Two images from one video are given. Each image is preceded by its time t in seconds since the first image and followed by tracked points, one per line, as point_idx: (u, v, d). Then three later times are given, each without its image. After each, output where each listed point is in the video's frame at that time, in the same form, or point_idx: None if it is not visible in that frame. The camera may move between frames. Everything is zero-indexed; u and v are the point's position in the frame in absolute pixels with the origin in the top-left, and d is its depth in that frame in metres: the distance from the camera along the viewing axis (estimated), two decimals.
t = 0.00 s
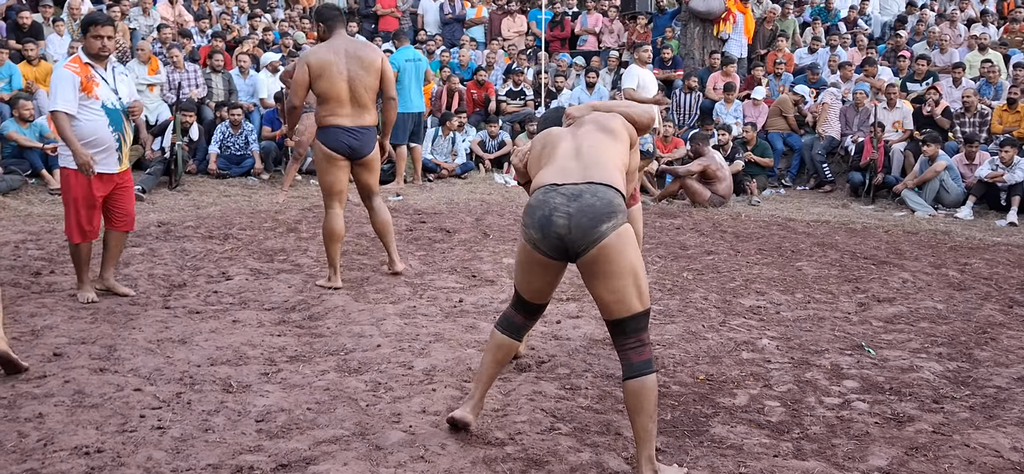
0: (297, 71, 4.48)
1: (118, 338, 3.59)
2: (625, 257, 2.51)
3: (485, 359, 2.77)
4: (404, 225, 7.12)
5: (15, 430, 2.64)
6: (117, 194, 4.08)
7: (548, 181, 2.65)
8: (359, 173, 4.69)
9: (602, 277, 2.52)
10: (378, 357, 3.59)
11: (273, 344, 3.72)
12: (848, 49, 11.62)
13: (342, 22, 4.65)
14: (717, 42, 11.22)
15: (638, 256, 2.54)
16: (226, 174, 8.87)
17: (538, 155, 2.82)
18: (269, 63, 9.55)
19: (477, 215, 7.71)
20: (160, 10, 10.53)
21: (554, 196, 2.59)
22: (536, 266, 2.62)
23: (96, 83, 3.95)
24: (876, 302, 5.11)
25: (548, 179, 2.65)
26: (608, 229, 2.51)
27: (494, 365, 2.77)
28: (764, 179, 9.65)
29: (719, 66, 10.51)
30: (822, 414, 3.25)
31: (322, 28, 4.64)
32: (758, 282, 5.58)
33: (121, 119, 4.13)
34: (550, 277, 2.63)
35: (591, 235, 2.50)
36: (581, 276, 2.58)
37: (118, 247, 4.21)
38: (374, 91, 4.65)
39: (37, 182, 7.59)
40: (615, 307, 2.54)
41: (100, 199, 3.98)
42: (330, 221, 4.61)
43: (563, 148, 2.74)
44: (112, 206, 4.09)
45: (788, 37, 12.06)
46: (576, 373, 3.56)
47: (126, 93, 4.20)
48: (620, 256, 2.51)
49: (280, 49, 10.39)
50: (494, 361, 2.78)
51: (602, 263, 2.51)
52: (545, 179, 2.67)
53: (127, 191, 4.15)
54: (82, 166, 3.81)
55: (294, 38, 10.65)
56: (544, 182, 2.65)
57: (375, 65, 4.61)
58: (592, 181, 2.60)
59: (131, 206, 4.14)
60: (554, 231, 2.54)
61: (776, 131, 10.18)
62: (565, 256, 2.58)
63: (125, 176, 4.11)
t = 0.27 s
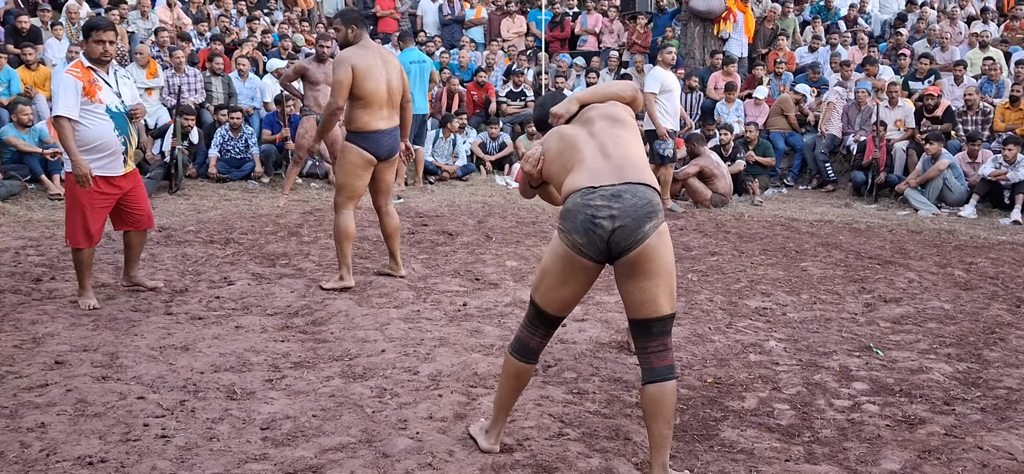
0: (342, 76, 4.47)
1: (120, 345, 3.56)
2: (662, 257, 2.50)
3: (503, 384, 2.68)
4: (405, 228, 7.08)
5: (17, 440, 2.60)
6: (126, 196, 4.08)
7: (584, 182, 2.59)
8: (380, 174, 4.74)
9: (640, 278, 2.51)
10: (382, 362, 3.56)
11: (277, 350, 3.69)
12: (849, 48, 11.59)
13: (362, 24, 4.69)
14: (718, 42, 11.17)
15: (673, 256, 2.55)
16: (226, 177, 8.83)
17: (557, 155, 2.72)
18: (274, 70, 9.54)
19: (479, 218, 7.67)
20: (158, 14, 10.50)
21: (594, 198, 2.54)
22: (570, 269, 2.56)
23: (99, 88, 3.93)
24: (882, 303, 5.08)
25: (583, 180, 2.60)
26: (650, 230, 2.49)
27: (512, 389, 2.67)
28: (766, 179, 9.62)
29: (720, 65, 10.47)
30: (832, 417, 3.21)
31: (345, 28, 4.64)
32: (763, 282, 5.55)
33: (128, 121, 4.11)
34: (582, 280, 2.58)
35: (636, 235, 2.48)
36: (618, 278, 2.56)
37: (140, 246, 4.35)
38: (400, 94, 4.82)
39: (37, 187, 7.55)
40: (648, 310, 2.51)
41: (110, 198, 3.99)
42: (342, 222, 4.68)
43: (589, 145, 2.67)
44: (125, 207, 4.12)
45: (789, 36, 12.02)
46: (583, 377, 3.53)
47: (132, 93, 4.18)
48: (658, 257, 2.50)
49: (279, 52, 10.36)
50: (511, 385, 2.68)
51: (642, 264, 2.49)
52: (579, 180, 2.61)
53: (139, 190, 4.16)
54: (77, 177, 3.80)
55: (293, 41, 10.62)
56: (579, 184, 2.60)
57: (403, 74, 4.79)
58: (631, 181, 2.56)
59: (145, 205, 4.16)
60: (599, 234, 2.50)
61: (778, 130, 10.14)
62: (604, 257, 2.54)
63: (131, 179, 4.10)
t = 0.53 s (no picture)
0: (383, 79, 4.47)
1: (118, 347, 3.53)
2: (675, 256, 2.56)
3: (506, 388, 2.65)
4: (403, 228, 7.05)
5: (15, 444, 2.57)
6: (139, 197, 4.12)
7: (600, 182, 2.58)
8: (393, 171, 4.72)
9: (654, 277, 2.54)
10: (382, 363, 3.53)
11: (276, 351, 3.66)
12: (845, 47, 11.59)
13: (376, 20, 4.62)
14: (714, 40, 11.20)
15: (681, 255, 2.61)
16: (222, 177, 8.83)
17: (562, 151, 2.67)
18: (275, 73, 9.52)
19: (477, 217, 7.65)
20: (154, 13, 10.44)
21: (613, 198, 2.53)
22: (585, 268, 2.54)
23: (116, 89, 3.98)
24: (882, 302, 5.07)
25: (599, 179, 2.58)
26: (668, 230, 2.54)
27: (516, 393, 2.65)
28: (763, 177, 9.61)
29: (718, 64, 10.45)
30: (835, 417, 3.20)
31: (362, 25, 4.57)
32: (763, 282, 5.53)
33: (144, 124, 4.15)
34: (594, 279, 2.57)
35: (656, 234, 2.52)
36: (630, 276, 2.57)
37: (151, 249, 4.40)
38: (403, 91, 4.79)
39: (33, 188, 7.51)
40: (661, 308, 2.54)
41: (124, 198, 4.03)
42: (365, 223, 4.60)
43: (596, 143, 2.66)
44: (136, 210, 4.15)
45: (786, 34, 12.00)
46: (584, 378, 3.51)
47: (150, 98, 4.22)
48: (672, 256, 2.55)
49: (275, 51, 10.31)
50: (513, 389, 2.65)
51: (662, 262, 2.53)
52: (594, 179, 2.59)
53: (150, 192, 4.19)
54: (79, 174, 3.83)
55: (289, 40, 10.58)
56: (593, 184, 2.58)
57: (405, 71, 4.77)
58: (645, 182, 2.59)
59: (156, 207, 4.20)
60: (621, 235, 2.50)
61: (775, 128, 10.14)
62: (621, 257, 2.55)
63: (145, 181, 4.13)
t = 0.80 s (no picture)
0: (412, 82, 4.59)
1: (116, 344, 3.52)
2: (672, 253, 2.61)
3: (507, 383, 2.67)
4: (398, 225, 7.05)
5: (16, 441, 2.57)
6: (141, 191, 4.21)
7: (603, 178, 2.61)
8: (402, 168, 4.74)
9: (652, 273, 2.58)
10: (381, 360, 3.54)
11: (274, 348, 3.66)
12: (837, 46, 11.65)
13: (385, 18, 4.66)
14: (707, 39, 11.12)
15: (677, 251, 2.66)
16: (216, 175, 8.80)
17: (566, 144, 2.68)
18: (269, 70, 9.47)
19: (472, 215, 7.67)
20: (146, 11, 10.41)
21: (615, 195, 2.56)
22: (585, 263, 2.57)
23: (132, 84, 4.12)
24: (877, 299, 5.10)
25: (602, 175, 2.61)
26: (666, 227, 2.60)
27: (516, 386, 2.66)
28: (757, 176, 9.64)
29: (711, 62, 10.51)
30: (832, 413, 3.22)
31: (372, 21, 4.60)
32: (758, 279, 5.56)
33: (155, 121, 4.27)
34: (593, 274, 2.60)
35: (655, 232, 2.56)
36: (629, 271, 2.60)
37: (148, 244, 4.40)
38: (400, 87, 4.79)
39: (26, 185, 7.48)
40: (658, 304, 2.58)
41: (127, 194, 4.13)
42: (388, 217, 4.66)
43: (598, 140, 2.69)
44: (138, 203, 4.23)
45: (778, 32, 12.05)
46: (582, 374, 3.52)
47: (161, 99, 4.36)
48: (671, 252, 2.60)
49: (268, 49, 10.30)
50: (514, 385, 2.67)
51: (661, 259, 2.58)
52: (595, 174, 2.62)
53: (153, 188, 4.29)
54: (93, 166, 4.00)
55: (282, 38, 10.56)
56: (594, 180, 2.61)
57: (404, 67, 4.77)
58: (644, 180, 2.63)
59: (156, 202, 4.28)
60: (623, 232, 2.54)
61: (768, 127, 10.18)
62: (620, 253, 2.58)
63: (151, 176, 4.24)
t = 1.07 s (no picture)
0: (399, 88, 4.61)
1: (88, 347, 3.48)
2: (619, 240, 2.72)
3: (480, 379, 2.69)
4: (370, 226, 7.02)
5: None
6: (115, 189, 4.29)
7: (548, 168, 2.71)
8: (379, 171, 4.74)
9: (601, 257, 2.70)
10: (358, 361, 3.54)
11: (249, 350, 3.64)
12: (802, 49, 11.80)
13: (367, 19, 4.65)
14: (675, 41, 11.42)
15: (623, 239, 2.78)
16: (183, 176, 8.70)
17: (513, 141, 2.79)
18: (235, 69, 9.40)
19: (443, 216, 7.66)
20: (110, 9, 10.25)
21: (560, 184, 2.66)
22: (536, 253, 2.64)
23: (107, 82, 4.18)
24: (844, 299, 5.19)
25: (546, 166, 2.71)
26: (610, 215, 2.70)
27: (489, 381, 2.69)
28: (724, 177, 9.75)
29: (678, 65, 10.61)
30: (805, 411, 3.28)
31: (355, 21, 4.56)
32: (728, 279, 5.64)
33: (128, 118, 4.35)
34: (544, 264, 2.67)
35: (599, 216, 2.65)
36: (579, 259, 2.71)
37: (116, 244, 4.40)
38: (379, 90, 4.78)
39: None
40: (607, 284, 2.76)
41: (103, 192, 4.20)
42: (382, 224, 4.72)
43: (548, 137, 2.80)
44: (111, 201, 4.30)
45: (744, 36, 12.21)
46: (558, 374, 3.55)
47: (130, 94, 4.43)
48: (616, 240, 2.71)
49: (235, 49, 10.20)
50: (486, 381, 2.69)
51: (607, 245, 2.69)
52: (541, 166, 2.72)
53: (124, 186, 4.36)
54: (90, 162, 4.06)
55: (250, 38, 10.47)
56: (539, 172, 2.71)
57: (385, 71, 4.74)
58: (588, 171, 2.73)
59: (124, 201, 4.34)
60: (569, 220, 2.63)
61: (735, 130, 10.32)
62: (567, 241, 2.67)
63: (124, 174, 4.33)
